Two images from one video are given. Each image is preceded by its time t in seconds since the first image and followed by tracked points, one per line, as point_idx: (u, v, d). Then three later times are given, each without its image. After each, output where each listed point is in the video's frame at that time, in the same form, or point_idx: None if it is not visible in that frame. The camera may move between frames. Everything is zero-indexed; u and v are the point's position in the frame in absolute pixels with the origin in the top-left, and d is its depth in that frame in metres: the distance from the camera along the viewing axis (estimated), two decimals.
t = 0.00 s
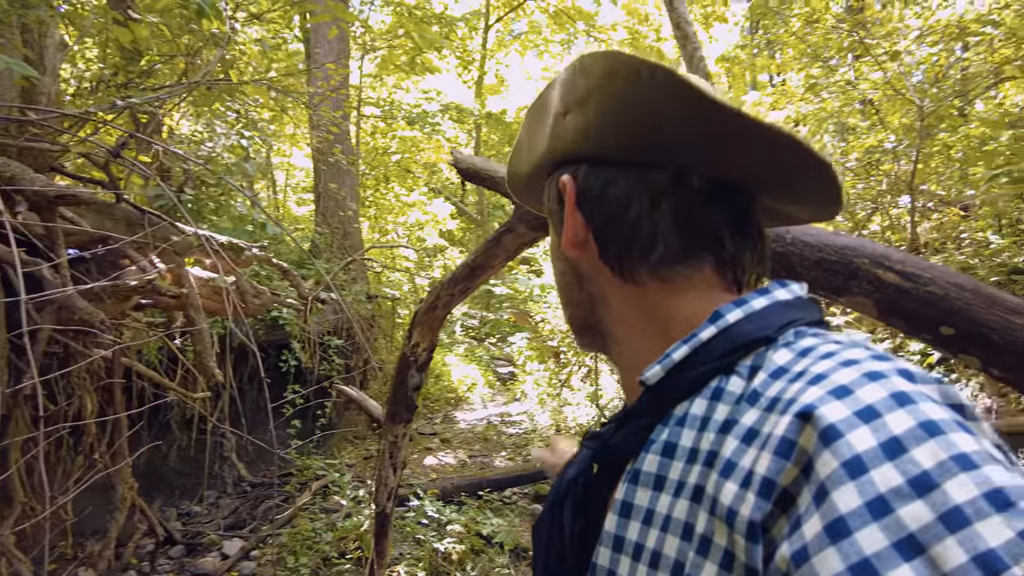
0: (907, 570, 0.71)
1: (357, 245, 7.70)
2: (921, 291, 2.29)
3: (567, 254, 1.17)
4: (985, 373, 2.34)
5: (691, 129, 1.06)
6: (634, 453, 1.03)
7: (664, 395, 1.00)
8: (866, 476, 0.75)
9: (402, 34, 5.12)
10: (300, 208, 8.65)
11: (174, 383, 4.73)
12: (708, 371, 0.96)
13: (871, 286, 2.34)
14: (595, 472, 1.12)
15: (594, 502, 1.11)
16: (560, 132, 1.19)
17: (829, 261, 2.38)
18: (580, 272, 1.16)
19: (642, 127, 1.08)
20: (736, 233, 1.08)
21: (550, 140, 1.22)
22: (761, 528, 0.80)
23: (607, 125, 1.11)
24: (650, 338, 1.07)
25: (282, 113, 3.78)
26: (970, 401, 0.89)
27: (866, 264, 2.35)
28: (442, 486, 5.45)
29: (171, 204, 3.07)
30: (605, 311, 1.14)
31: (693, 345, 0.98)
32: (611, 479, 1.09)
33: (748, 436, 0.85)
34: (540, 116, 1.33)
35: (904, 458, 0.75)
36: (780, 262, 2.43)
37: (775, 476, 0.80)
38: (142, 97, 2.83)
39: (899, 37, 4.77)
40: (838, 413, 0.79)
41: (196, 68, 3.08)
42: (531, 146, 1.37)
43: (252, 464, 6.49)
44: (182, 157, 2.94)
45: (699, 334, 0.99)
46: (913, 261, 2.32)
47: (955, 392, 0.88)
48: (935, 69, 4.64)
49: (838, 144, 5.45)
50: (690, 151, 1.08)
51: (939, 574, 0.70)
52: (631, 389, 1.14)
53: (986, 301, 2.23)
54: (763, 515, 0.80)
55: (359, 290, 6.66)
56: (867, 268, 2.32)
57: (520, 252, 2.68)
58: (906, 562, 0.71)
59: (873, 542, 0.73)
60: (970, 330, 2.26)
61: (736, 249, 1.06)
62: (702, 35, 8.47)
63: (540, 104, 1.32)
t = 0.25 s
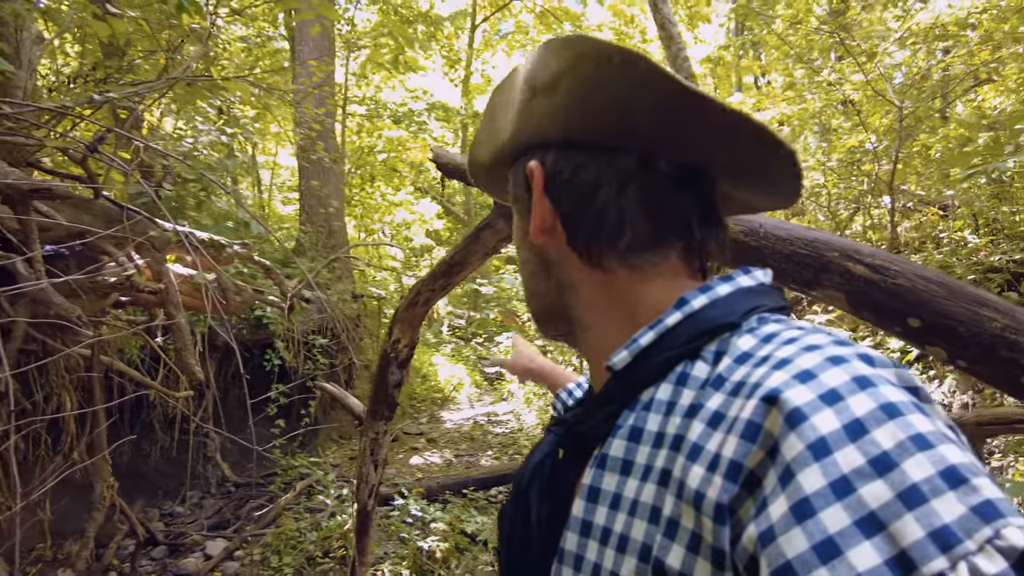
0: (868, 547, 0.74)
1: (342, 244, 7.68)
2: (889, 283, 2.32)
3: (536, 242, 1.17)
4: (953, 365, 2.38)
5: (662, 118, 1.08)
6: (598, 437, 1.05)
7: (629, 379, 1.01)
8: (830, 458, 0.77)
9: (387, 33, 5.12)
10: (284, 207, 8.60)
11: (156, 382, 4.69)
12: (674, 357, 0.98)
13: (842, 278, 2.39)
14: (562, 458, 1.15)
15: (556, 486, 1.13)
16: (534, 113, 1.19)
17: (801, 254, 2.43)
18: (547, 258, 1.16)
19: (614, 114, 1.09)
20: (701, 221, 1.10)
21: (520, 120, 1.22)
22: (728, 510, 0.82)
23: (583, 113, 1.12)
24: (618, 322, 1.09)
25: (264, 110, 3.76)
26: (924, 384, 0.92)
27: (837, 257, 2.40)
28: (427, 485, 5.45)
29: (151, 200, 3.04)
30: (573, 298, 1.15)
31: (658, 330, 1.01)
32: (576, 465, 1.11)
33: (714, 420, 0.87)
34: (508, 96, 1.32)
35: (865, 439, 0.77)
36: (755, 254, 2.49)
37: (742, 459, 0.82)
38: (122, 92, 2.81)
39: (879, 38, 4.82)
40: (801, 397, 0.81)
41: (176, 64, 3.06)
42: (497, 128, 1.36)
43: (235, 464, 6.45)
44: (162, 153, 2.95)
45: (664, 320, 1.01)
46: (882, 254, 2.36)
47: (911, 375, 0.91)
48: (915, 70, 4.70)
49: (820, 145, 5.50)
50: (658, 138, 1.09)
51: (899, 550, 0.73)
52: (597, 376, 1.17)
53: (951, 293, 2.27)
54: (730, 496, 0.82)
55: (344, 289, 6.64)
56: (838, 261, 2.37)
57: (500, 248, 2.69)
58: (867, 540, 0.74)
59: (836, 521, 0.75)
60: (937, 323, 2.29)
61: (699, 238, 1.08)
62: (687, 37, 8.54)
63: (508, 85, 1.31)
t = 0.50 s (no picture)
0: (850, 544, 0.70)
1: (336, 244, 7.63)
2: (875, 282, 2.30)
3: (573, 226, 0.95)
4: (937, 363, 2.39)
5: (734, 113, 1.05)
6: (581, 436, 1.02)
7: (610, 376, 0.98)
8: (815, 456, 0.74)
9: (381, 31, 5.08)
10: (279, 206, 8.55)
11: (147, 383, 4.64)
12: (659, 356, 0.94)
13: (828, 277, 2.34)
14: (539, 457, 1.12)
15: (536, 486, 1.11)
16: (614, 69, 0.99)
17: (787, 253, 2.37)
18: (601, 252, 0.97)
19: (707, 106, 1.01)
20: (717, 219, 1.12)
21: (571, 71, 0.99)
22: (714, 507, 0.79)
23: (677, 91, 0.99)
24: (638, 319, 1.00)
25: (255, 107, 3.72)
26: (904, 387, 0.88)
27: (823, 255, 2.35)
28: (422, 487, 5.41)
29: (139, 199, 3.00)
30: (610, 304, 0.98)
31: (644, 328, 0.95)
32: (554, 464, 1.08)
33: (699, 418, 0.85)
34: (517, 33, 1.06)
35: (850, 438, 0.74)
36: (739, 253, 2.40)
37: (729, 456, 0.79)
38: (109, 90, 2.77)
39: (877, 36, 4.79)
40: (788, 395, 0.77)
41: (163, 61, 3.01)
42: (491, 73, 1.09)
43: (228, 465, 6.40)
44: (149, 152, 2.90)
45: (651, 317, 0.95)
46: (867, 252, 2.33)
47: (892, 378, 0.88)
48: (912, 68, 4.67)
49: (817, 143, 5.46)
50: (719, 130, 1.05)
51: (879, 547, 0.69)
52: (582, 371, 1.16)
53: (935, 290, 2.27)
54: (717, 495, 0.79)
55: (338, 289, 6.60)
56: (824, 260, 2.32)
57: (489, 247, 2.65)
58: (850, 536, 0.70)
59: (820, 518, 0.72)
60: (922, 320, 2.30)
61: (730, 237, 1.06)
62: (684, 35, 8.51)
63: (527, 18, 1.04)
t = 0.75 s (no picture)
0: (833, 547, 0.75)
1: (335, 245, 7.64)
2: (857, 289, 2.34)
3: (633, 237, 1.21)
4: (919, 371, 2.37)
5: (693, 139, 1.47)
6: (570, 449, 1.09)
7: (604, 391, 1.08)
8: (802, 463, 0.79)
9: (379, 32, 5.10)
10: (279, 207, 8.56)
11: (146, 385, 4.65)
12: (650, 369, 1.06)
13: (811, 284, 2.41)
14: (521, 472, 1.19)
15: (517, 494, 1.18)
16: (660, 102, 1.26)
17: (771, 260, 2.46)
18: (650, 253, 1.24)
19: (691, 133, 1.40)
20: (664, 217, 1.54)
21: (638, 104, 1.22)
22: (714, 516, 0.86)
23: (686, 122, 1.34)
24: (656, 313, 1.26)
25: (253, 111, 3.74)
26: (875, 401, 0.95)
27: (807, 263, 2.42)
28: (420, 488, 5.43)
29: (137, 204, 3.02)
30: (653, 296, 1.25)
31: (636, 342, 1.10)
32: (535, 476, 1.16)
33: (693, 431, 0.93)
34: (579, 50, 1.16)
35: (834, 446, 0.80)
36: (725, 260, 2.53)
37: (725, 466, 0.86)
38: (104, 94, 2.78)
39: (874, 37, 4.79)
40: (778, 406, 0.84)
41: (160, 65, 3.02)
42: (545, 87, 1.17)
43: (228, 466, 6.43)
44: (145, 157, 2.91)
45: (641, 332, 1.11)
46: (851, 260, 2.38)
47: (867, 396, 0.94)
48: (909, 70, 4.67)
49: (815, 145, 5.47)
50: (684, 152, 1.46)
51: (859, 548, 0.74)
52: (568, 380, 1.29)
53: (916, 299, 2.28)
54: (715, 502, 0.86)
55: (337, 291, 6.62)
56: (806, 267, 2.40)
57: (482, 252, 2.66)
58: (831, 539, 0.75)
59: (804, 522, 0.77)
60: (904, 328, 2.30)
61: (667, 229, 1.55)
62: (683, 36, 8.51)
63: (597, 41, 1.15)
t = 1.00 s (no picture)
0: (823, 542, 0.78)
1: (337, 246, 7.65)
2: (850, 298, 2.37)
3: (627, 256, 1.24)
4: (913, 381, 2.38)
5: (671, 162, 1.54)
6: (563, 465, 1.09)
7: (598, 405, 1.09)
8: (794, 462, 0.82)
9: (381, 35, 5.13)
10: (281, 208, 8.57)
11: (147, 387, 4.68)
12: (641, 381, 1.07)
13: (805, 293, 2.44)
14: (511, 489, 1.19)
15: (505, 513, 1.19)
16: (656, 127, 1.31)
17: (765, 269, 2.49)
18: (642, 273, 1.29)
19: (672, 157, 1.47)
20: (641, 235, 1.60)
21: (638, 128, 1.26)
22: (716, 521, 0.86)
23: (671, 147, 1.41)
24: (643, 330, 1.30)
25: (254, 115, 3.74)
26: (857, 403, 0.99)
27: (801, 272, 2.45)
28: (420, 490, 5.43)
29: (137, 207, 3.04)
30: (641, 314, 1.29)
31: (627, 355, 1.11)
32: (526, 493, 1.17)
33: (688, 440, 0.94)
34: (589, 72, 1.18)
35: (821, 445, 0.83)
36: (721, 268, 2.56)
37: (722, 471, 0.87)
38: (103, 99, 2.79)
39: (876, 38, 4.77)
40: (770, 410, 0.87)
41: (160, 70, 3.03)
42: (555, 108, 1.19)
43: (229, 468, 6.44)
44: (144, 161, 2.92)
45: (630, 345, 1.12)
46: (845, 269, 2.42)
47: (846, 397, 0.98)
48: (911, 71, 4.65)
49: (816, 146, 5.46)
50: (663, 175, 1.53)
51: (847, 542, 0.77)
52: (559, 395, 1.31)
53: (908, 308, 2.31)
54: (716, 508, 0.87)
55: (339, 292, 6.63)
56: (800, 275, 2.43)
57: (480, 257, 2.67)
58: (822, 535, 0.78)
59: (796, 519, 0.79)
60: (896, 337, 2.32)
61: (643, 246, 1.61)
62: (686, 36, 8.50)
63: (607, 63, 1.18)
